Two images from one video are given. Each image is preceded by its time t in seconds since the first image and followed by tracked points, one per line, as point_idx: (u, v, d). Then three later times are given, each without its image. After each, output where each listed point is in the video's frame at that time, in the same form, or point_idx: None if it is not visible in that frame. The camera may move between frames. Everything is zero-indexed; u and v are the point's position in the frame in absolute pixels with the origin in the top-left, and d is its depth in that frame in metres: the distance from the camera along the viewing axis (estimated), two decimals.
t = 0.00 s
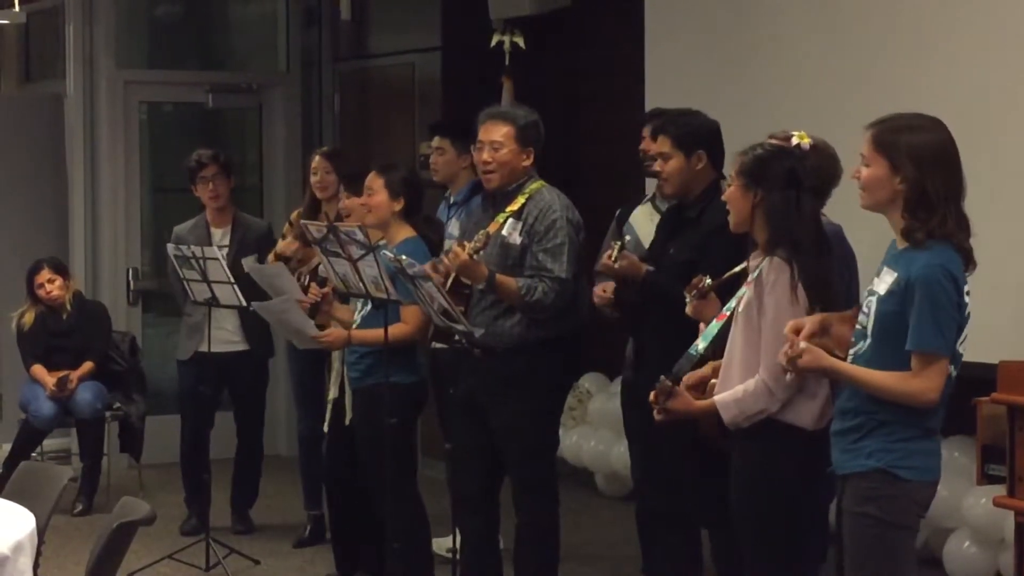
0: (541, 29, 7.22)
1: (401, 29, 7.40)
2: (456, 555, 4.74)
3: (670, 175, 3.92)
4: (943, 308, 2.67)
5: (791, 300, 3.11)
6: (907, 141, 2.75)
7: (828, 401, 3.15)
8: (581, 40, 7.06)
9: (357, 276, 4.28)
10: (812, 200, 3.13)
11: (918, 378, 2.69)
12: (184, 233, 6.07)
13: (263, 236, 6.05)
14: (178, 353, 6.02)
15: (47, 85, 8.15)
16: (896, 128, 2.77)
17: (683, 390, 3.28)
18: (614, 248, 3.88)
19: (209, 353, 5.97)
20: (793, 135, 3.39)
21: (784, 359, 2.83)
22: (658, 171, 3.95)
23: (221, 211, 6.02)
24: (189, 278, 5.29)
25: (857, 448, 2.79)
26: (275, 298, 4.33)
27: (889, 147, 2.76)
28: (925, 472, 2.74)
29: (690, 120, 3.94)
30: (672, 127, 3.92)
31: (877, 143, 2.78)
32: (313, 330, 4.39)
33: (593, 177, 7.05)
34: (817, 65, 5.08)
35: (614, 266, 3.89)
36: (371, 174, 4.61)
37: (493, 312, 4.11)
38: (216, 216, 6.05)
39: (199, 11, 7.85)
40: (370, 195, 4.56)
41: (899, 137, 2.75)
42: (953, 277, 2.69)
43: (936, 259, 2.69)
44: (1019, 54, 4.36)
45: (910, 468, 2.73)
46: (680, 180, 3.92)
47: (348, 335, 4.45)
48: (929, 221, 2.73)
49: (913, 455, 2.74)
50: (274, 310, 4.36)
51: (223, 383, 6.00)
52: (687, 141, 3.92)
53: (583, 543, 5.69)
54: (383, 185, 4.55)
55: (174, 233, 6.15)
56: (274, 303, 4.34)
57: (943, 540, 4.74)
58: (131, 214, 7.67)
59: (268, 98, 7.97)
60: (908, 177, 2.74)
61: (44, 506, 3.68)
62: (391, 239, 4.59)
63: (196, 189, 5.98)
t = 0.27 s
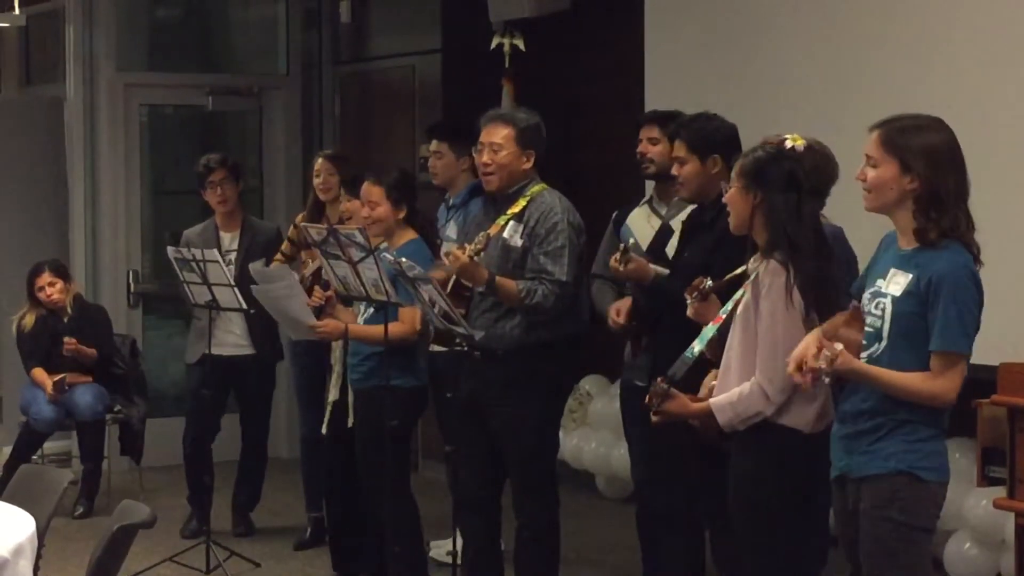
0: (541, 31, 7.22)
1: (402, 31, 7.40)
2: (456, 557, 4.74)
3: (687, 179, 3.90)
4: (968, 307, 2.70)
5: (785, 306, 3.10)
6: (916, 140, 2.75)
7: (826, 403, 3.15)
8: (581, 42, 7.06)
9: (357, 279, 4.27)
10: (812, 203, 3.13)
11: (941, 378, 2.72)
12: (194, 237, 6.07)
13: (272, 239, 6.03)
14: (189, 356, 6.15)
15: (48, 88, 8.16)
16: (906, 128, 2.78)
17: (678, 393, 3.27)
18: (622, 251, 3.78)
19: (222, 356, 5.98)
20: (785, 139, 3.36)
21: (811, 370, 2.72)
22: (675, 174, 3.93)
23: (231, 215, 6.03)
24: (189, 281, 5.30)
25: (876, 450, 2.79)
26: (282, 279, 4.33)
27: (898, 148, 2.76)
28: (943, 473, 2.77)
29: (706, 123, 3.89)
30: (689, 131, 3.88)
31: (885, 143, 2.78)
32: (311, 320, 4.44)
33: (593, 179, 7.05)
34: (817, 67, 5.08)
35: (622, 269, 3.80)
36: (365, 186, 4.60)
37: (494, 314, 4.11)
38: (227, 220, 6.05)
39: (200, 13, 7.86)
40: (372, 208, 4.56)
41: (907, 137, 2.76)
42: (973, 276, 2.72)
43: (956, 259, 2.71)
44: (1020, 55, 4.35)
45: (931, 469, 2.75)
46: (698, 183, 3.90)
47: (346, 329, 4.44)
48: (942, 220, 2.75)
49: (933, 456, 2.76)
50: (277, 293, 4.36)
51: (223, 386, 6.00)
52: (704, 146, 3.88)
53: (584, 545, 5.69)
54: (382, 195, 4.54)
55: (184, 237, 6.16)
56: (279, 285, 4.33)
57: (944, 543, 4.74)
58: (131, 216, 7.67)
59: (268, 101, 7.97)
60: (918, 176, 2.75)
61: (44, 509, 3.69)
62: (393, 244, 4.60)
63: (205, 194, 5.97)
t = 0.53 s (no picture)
0: (539, 34, 7.23)
1: (400, 34, 7.42)
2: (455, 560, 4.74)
3: (695, 182, 3.90)
4: (977, 305, 2.71)
5: (791, 306, 3.10)
6: (917, 139, 2.75)
7: (824, 405, 3.17)
8: (579, 44, 7.07)
9: (353, 282, 4.27)
10: (809, 206, 3.15)
11: (949, 378, 2.72)
12: (194, 241, 6.07)
13: (273, 242, 6.04)
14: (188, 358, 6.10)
15: (45, 91, 8.16)
16: (906, 127, 2.78)
17: (683, 397, 3.25)
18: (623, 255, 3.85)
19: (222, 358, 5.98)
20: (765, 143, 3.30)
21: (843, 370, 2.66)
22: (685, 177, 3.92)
23: (230, 219, 6.03)
24: (187, 283, 5.30)
25: (885, 455, 2.79)
26: (280, 278, 4.33)
27: (899, 145, 2.76)
28: (951, 474, 2.77)
29: (715, 125, 3.89)
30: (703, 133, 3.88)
31: (886, 141, 2.78)
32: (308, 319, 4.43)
33: (591, 182, 7.05)
34: (816, 69, 5.08)
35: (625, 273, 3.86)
36: (364, 187, 4.58)
37: (493, 316, 4.11)
38: (228, 223, 6.06)
39: (198, 16, 7.86)
40: (370, 209, 4.55)
41: (908, 136, 2.76)
42: (980, 274, 2.73)
43: (963, 258, 2.72)
44: (1019, 57, 4.36)
45: (940, 471, 2.75)
46: (707, 187, 3.89)
47: (343, 330, 4.45)
48: (944, 219, 2.75)
49: (942, 458, 2.76)
50: (274, 292, 4.36)
51: (221, 389, 6.00)
52: (713, 149, 3.87)
53: (582, 548, 5.69)
54: (378, 197, 4.53)
55: (185, 239, 6.16)
56: (277, 284, 4.33)
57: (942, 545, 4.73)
58: (129, 219, 7.67)
59: (266, 104, 7.97)
60: (919, 174, 2.75)
61: (42, 510, 3.68)
62: (390, 246, 4.60)
63: (206, 198, 5.98)
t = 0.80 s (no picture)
0: (536, 36, 7.23)
1: (397, 36, 7.42)
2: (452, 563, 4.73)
3: (697, 183, 3.93)
4: (984, 304, 2.69)
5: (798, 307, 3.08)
6: (915, 136, 2.76)
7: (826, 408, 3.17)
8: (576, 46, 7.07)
9: (350, 285, 4.27)
10: (808, 208, 3.15)
11: (958, 382, 2.69)
12: (186, 242, 6.07)
13: (268, 245, 6.04)
14: (179, 362, 6.06)
15: (43, 94, 8.15)
16: (906, 125, 2.78)
17: (689, 402, 3.22)
18: (623, 257, 3.86)
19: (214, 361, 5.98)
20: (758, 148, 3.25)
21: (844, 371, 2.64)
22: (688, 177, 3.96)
23: (223, 220, 6.03)
24: (184, 286, 5.30)
25: (892, 463, 2.77)
26: (279, 287, 4.32)
27: (897, 142, 2.77)
28: (960, 483, 2.75)
29: (720, 127, 3.89)
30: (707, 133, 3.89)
31: (885, 138, 2.79)
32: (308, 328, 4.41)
33: (589, 184, 7.05)
34: (814, 71, 5.08)
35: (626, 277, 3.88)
36: (359, 189, 4.57)
37: (490, 318, 4.11)
38: (220, 225, 6.06)
39: (195, 18, 7.86)
40: (366, 211, 4.55)
41: (907, 132, 2.76)
42: (986, 272, 2.71)
43: (968, 256, 2.70)
44: (1019, 59, 4.34)
45: (949, 480, 2.73)
46: (708, 187, 3.93)
47: (343, 337, 4.43)
48: (941, 216, 2.73)
49: (950, 466, 2.74)
50: (273, 301, 4.35)
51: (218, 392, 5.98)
52: (716, 151, 3.88)
53: (579, 551, 5.69)
54: (374, 199, 4.53)
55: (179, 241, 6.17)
56: (275, 293, 4.32)
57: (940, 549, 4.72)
58: (126, 221, 7.66)
59: (263, 106, 7.97)
60: (915, 169, 2.74)
61: (38, 513, 3.67)
62: (388, 249, 4.58)
63: (198, 201, 5.97)
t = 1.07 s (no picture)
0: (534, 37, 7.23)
1: (395, 37, 7.42)
2: (450, 565, 4.73)
3: (692, 188, 3.92)
4: (980, 306, 2.66)
5: (794, 309, 3.09)
6: (918, 138, 2.74)
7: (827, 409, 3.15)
8: (573, 48, 7.07)
9: (348, 287, 4.28)
10: (807, 212, 3.15)
11: (955, 386, 2.67)
12: (175, 241, 6.05)
13: (253, 249, 6.03)
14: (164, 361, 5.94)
15: (41, 95, 8.15)
16: (908, 126, 2.76)
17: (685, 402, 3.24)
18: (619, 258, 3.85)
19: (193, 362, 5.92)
20: (770, 147, 3.28)
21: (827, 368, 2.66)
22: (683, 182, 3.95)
23: (211, 221, 6.00)
24: (181, 288, 5.29)
25: (889, 470, 2.75)
26: (277, 290, 4.30)
27: (899, 142, 2.75)
28: (960, 490, 2.71)
29: (713, 131, 3.90)
30: (696, 139, 3.91)
31: (888, 139, 2.77)
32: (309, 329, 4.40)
33: (587, 186, 7.05)
34: (812, 73, 5.09)
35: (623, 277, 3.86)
36: (356, 189, 4.59)
37: (489, 320, 4.11)
38: (207, 226, 6.03)
39: (193, 19, 7.86)
40: (361, 211, 4.56)
41: (910, 134, 2.75)
42: (984, 275, 2.68)
43: (965, 258, 2.68)
44: (1018, 62, 4.35)
45: (947, 488, 2.70)
46: (703, 193, 3.92)
47: (343, 339, 4.43)
48: (941, 217, 2.71)
49: (949, 473, 2.71)
50: (272, 304, 4.33)
51: (217, 394, 5.98)
52: (711, 154, 3.89)
53: (577, 552, 5.68)
54: (370, 200, 4.53)
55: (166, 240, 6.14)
56: (274, 296, 4.31)
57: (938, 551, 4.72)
58: (124, 222, 7.65)
59: (261, 107, 7.97)
60: (917, 170, 2.72)
61: (37, 514, 3.67)
62: (384, 250, 4.58)
63: (189, 201, 5.96)
